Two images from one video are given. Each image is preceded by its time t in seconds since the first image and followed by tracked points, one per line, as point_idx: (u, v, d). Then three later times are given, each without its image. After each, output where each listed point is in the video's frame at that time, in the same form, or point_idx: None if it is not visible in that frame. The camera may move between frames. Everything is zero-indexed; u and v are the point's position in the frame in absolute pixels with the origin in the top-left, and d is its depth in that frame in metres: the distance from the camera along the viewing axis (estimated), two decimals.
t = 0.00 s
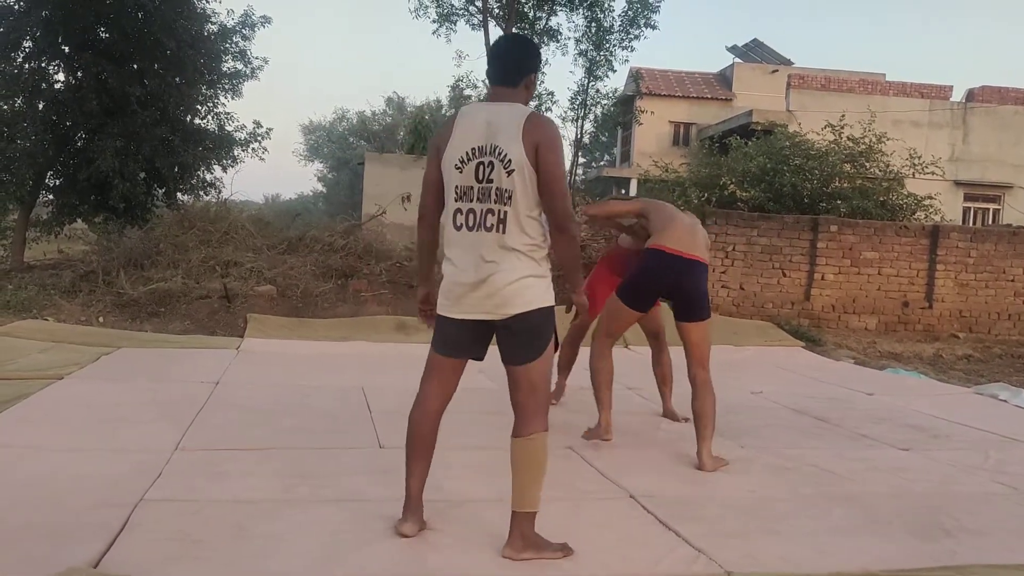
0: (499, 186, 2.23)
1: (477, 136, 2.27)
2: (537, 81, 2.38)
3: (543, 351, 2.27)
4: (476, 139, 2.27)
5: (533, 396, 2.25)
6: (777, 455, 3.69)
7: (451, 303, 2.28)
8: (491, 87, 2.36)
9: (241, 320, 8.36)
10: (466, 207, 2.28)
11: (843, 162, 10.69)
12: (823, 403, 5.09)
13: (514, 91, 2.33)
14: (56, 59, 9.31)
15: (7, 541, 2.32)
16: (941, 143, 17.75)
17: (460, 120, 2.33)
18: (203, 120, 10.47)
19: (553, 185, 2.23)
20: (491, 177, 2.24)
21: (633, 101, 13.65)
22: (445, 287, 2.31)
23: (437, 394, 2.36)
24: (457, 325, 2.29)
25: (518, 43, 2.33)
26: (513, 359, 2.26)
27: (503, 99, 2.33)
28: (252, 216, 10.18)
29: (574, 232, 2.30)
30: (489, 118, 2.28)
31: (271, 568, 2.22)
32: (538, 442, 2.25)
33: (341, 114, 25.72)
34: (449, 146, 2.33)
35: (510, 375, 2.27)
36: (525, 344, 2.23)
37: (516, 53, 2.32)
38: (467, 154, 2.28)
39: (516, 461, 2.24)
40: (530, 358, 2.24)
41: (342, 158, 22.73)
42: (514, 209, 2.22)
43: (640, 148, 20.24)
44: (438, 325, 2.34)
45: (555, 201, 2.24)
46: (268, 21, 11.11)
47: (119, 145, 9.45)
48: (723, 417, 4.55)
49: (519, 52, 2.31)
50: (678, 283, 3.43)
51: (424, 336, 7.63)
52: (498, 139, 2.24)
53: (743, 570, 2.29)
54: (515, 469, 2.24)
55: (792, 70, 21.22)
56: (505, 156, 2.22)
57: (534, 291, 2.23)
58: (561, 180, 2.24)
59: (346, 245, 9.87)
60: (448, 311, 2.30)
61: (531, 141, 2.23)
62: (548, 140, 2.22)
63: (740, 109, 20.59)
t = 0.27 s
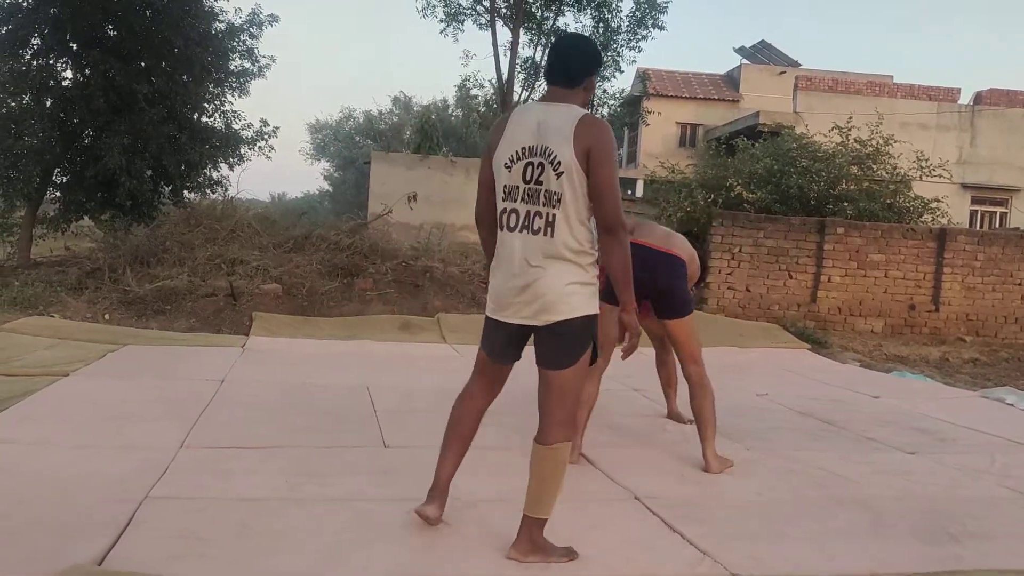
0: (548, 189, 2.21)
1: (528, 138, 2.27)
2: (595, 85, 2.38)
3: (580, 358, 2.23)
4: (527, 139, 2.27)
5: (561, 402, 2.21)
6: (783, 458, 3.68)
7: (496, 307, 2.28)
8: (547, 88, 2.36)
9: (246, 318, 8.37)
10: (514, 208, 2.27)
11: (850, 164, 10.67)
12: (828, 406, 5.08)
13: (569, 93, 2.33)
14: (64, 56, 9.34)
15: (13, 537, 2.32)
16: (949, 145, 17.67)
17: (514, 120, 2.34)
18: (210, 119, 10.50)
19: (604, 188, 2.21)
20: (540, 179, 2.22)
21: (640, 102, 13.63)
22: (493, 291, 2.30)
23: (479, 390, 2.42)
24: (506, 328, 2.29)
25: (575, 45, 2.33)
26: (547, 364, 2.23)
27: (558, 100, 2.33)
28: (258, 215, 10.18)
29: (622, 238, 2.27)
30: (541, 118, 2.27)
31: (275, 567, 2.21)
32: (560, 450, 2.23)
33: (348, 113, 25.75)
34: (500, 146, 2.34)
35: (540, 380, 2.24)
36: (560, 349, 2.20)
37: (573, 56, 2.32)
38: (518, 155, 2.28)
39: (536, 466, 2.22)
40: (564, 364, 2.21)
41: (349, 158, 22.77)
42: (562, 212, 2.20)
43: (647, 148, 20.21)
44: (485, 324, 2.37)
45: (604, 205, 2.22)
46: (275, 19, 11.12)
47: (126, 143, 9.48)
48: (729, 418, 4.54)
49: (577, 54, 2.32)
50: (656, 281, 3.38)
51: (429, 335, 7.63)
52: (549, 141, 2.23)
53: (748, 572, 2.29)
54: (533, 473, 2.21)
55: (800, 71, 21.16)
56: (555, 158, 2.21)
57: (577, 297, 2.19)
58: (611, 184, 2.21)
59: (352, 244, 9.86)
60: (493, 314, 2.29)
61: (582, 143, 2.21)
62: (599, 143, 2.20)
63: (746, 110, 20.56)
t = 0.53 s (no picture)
0: (580, 190, 2.23)
1: (565, 136, 2.28)
2: (638, 86, 2.36)
3: (599, 359, 2.22)
4: (563, 138, 2.28)
5: (574, 403, 2.20)
6: (787, 459, 3.67)
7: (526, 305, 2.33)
8: (589, 87, 2.36)
9: (251, 316, 8.39)
10: (547, 207, 2.30)
11: (856, 166, 10.63)
12: (833, 408, 5.07)
13: (610, 93, 2.33)
14: (71, 54, 9.36)
15: (18, 534, 2.33)
16: (955, 147, 17.61)
17: (553, 117, 2.35)
18: (216, 117, 10.52)
19: (636, 193, 2.21)
20: (573, 180, 2.24)
21: (646, 102, 13.60)
22: (525, 288, 2.34)
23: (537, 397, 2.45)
24: (539, 326, 2.34)
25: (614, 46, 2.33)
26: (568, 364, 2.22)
27: (598, 100, 2.33)
28: (263, 213, 10.18)
29: (653, 242, 2.27)
30: (578, 118, 2.28)
31: (278, 565, 2.22)
32: (568, 453, 2.19)
33: (353, 113, 25.77)
34: (537, 144, 2.36)
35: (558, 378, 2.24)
36: (578, 349, 2.20)
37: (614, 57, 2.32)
38: (554, 153, 2.29)
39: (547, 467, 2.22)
40: (580, 364, 2.20)
41: (354, 157, 22.79)
42: (592, 214, 2.21)
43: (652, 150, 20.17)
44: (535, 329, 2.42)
45: (635, 210, 2.22)
46: (281, 18, 11.14)
47: (132, 140, 9.50)
48: (733, 420, 4.53)
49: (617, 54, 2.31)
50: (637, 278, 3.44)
51: (433, 335, 7.63)
52: (585, 141, 2.24)
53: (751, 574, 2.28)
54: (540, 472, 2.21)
55: (806, 73, 21.11)
56: (590, 159, 2.22)
57: (601, 300, 2.21)
58: (644, 187, 2.20)
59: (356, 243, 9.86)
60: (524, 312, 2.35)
61: (617, 145, 2.21)
62: (634, 146, 2.19)
63: (752, 111, 20.51)
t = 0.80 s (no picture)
0: (606, 193, 2.21)
1: (595, 142, 2.28)
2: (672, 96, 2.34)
3: (616, 361, 2.16)
4: (595, 144, 2.28)
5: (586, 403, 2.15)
6: (788, 460, 3.67)
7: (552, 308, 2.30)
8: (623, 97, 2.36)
9: (253, 316, 8.40)
10: (576, 211, 2.29)
11: (858, 166, 10.63)
12: (834, 408, 5.06)
13: (643, 99, 2.32)
14: (74, 55, 9.38)
15: (18, 534, 2.33)
16: (957, 148, 17.60)
17: (587, 124, 2.36)
18: (218, 117, 10.54)
19: (661, 197, 2.16)
20: (600, 183, 2.22)
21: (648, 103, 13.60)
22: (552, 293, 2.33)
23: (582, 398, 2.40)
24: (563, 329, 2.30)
25: (646, 53, 2.32)
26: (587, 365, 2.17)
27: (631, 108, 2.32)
28: (265, 214, 10.18)
29: (676, 250, 2.19)
30: (608, 124, 2.27)
31: (279, 565, 2.22)
32: (577, 453, 2.15)
33: (355, 113, 25.80)
34: (569, 151, 2.36)
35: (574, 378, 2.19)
36: (594, 351, 2.15)
37: (645, 63, 2.31)
38: (585, 158, 2.29)
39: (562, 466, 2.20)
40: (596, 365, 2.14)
41: (356, 158, 22.82)
42: (616, 216, 2.18)
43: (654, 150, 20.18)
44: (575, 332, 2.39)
45: (659, 213, 2.18)
46: (283, 18, 11.16)
47: (134, 141, 9.51)
48: (734, 420, 4.53)
49: (648, 60, 2.30)
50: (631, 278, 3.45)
51: (435, 335, 7.64)
52: (614, 145, 2.23)
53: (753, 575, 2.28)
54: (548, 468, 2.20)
55: (808, 73, 21.10)
56: (616, 162, 2.20)
57: (621, 303, 2.15)
58: (669, 192, 2.16)
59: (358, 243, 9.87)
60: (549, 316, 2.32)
61: (643, 150, 2.19)
62: (661, 151, 2.16)
63: (754, 112, 20.51)
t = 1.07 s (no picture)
0: (652, 190, 2.24)
1: (636, 144, 2.33)
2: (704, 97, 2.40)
3: (665, 364, 2.15)
4: (636, 146, 2.32)
5: (640, 401, 2.13)
6: (789, 458, 3.67)
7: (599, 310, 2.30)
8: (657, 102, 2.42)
9: (253, 316, 8.40)
10: (623, 214, 2.32)
11: (859, 164, 10.61)
12: (835, 406, 5.06)
13: (679, 101, 2.37)
14: (73, 56, 9.38)
15: (18, 534, 2.33)
16: (957, 145, 17.59)
17: (627, 131, 2.41)
18: (218, 117, 10.53)
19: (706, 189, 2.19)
20: (646, 181, 2.26)
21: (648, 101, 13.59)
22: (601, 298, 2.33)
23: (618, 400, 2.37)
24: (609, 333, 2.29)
25: (678, 57, 2.39)
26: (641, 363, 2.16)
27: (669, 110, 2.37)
28: (265, 214, 10.17)
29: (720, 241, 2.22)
30: (648, 126, 2.32)
31: (280, 565, 2.22)
32: (622, 445, 2.10)
33: (354, 113, 25.80)
34: (611, 158, 2.41)
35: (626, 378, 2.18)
36: (652, 350, 2.14)
37: (677, 67, 2.38)
38: (628, 161, 2.33)
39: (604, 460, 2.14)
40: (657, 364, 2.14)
41: (356, 157, 22.80)
42: (665, 212, 2.21)
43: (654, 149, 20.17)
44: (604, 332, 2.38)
45: (705, 205, 2.20)
46: (282, 18, 11.15)
47: (134, 141, 9.51)
48: (735, 419, 4.53)
49: (679, 66, 2.37)
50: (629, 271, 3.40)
51: (436, 335, 7.64)
52: (655, 144, 2.27)
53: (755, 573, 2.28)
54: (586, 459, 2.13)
55: (808, 71, 21.08)
56: (659, 159, 2.24)
57: (675, 297, 2.16)
58: (712, 183, 2.20)
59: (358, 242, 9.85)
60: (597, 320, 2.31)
61: (685, 145, 2.23)
62: (703, 144, 2.21)
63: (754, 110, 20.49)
